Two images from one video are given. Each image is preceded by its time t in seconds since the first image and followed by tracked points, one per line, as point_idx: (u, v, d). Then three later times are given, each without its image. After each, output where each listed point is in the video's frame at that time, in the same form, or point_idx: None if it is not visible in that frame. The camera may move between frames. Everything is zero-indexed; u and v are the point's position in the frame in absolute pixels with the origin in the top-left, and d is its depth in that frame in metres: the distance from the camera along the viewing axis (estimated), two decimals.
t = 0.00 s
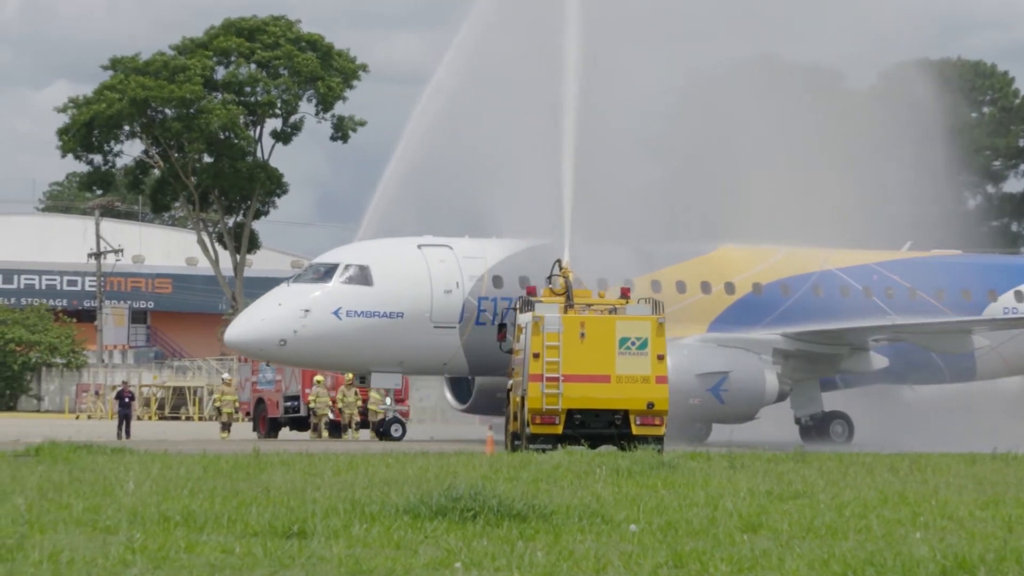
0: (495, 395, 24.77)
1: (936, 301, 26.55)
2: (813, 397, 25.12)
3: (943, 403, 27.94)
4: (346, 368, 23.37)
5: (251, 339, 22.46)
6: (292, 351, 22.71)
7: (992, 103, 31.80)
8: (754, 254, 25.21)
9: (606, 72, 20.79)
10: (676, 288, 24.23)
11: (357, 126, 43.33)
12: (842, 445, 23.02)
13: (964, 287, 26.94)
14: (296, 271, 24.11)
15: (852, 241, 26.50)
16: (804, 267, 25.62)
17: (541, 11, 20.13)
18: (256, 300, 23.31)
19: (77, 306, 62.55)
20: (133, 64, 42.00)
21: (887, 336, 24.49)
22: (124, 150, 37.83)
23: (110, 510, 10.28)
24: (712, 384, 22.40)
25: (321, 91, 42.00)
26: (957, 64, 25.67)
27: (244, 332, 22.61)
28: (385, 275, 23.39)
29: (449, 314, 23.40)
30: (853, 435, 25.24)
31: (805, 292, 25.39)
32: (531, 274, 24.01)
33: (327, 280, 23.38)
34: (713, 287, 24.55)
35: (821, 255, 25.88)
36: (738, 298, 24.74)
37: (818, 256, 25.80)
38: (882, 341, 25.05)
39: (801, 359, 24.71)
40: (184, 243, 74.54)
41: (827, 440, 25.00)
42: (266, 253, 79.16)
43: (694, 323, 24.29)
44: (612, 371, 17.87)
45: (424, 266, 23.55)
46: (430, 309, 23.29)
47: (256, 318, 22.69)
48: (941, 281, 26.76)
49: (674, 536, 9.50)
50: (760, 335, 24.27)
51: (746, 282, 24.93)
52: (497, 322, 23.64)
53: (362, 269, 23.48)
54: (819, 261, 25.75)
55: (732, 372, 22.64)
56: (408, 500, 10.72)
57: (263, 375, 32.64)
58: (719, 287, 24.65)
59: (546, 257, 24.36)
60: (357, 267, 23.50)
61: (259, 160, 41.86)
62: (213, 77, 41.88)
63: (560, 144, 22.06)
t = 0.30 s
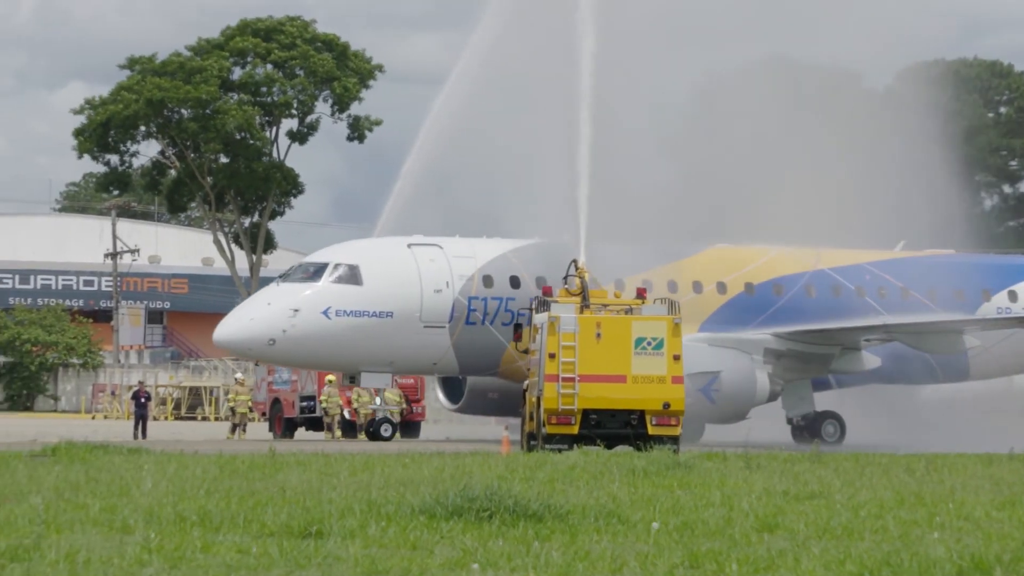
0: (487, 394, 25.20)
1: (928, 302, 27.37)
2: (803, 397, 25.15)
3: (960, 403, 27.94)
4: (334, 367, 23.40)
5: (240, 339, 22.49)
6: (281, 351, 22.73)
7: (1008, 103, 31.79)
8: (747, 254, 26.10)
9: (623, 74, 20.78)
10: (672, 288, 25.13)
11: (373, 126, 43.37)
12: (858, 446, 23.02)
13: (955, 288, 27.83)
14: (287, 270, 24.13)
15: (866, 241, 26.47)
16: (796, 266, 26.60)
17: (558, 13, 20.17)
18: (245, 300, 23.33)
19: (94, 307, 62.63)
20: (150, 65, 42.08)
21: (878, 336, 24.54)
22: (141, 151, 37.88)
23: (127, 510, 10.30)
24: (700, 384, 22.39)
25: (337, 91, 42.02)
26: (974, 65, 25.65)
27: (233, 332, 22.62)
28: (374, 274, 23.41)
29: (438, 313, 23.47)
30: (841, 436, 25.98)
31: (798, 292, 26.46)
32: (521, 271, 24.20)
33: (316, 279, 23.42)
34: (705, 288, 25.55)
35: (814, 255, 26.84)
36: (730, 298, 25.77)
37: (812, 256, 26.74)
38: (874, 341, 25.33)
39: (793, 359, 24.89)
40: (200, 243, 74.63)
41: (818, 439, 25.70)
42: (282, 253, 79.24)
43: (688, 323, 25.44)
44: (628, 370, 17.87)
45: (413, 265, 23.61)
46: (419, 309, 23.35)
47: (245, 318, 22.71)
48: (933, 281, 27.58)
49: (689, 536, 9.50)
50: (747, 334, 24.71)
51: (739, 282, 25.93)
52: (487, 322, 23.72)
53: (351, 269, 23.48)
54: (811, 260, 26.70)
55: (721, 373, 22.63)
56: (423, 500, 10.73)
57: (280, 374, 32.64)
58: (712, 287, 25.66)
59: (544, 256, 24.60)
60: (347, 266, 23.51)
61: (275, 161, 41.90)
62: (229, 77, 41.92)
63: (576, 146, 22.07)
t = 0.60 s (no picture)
0: (479, 395, 25.17)
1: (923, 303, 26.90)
2: (795, 397, 25.27)
3: (976, 404, 27.86)
4: (324, 368, 23.28)
5: (229, 340, 22.33)
6: (269, 352, 22.58)
7: None
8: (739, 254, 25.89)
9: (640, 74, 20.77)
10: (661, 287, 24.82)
11: (389, 126, 43.38)
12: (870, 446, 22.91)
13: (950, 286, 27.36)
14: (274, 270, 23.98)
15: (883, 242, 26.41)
16: (789, 265, 26.47)
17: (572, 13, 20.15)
18: (232, 302, 23.18)
19: (111, 307, 62.71)
20: (167, 65, 42.20)
21: (870, 335, 24.81)
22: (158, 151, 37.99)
23: (144, 510, 10.32)
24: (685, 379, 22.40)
25: (353, 92, 42.03)
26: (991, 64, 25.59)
27: (220, 332, 22.46)
28: (363, 274, 23.33)
29: (428, 313, 23.41)
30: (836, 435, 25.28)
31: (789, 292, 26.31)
32: (512, 271, 24.22)
33: (305, 279, 23.29)
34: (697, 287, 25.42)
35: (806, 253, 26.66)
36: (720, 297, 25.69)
37: (804, 254, 26.60)
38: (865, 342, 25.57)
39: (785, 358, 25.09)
40: (217, 244, 74.71)
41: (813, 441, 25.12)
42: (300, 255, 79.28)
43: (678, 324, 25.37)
44: (645, 371, 17.87)
45: (403, 264, 23.56)
46: (409, 309, 23.30)
47: (234, 318, 22.56)
48: (928, 279, 27.12)
49: (706, 537, 9.49)
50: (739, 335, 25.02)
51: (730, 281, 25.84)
52: (477, 322, 23.68)
53: (341, 269, 23.38)
54: (804, 261, 26.54)
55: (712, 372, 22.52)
56: (440, 500, 10.74)
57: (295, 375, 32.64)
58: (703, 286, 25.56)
59: (535, 255, 24.59)
60: (336, 266, 23.41)
61: (292, 161, 41.91)
62: (246, 78, 41.96)
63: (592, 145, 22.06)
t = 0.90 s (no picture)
0: (473, 395, 24.98)
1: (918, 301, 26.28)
2: (788, 397, 24.70)
3: (995, 404, 27.73)
4: (316, 367, 23.20)
5: (220, 339, 22.25)
6: (260, 351, 22.51)
7: None
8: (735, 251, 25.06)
9: (659, 74, 20.75)
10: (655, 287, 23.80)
11: (407, 126, 43.42)
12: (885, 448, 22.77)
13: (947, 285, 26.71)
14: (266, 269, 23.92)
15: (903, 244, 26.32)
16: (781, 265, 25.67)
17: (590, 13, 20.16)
18: (223, 302, 23.11)
19: (130, 307, 62.77)
20: (186, 65, 42.37)
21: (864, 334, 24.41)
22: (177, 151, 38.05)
23: (163, 510, 10.33)
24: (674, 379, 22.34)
25: (371, 92, 42.01)
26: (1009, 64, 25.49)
27: (211, 331, 22.38)
28: (353, 272, 23.29)
29: (420, 313, 23.34)
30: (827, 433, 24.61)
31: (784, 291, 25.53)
32: (503, 270, 24.21)
33: (296, 279, 23.24)
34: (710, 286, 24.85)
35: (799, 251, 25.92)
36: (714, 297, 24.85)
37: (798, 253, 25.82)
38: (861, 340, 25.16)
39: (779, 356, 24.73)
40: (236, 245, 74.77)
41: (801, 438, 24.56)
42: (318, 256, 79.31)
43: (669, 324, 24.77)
44: (663, 371, 17.87)
45: (394, 264, 23.49)
46: (400, 308, 23.22)
47: (224, 318, 22.48)
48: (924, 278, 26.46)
49: (724, 538, 9.47)
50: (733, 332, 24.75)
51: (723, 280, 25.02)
52: (469, 322, 23.64)
53: (332, 268, 23.34)
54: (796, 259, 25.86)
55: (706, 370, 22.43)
56: (457, 500, 10.74)
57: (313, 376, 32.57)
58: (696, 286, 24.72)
59: (523, 256, 24.62)
60: (327, 266, 23.36)
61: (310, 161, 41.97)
62: (265, 79, 42.01)
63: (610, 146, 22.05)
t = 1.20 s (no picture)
0: (471, 395, 25.01)
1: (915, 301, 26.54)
2: (787, 398, 24.71)
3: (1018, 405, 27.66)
4: (312, 367, 23.30)
5: (214, 339, 22.40)
6: (255, 351, 22.64)
7: None
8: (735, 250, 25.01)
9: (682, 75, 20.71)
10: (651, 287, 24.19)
11: (430, 127, 43.45)
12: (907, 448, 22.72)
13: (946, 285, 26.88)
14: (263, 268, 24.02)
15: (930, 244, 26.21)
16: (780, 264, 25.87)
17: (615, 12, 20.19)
18: (219, 301, 23.23)
19: (154, 308, 62.84)
20: (210, 66, 42.57)
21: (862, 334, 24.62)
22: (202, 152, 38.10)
23: (187, 510, 10.36)
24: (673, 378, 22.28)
25: (395, 93, 42.01)
26: None
27: (206, 331, 22.53)
28: (350, 272, 23.37)
29: (416, 313, 23.41)
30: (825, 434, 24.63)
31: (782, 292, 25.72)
32: (500, 270, 24.21)
33: (291, 278, 23.34)
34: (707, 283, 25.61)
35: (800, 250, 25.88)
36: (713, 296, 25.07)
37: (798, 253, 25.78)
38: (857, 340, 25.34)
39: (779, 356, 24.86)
40: (259, 245, 74.83)
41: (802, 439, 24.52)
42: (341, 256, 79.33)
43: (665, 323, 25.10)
44: (687, 371, 17.86)
45: (391, 263, 23.57)
46: (396, 308, 23.30)
47: (219, 318, 22.61)
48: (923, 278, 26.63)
49: (748, 539, 9.43)
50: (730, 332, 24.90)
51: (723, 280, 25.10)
52: (466, 322, 23.64)
53: (328, 268, 23.43)
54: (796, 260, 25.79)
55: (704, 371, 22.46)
56: (481, 501, 10.73)
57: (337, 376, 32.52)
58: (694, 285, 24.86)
59: (520, 256, 24.61)
60: (323, 265, 23.45)
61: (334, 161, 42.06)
62: (289, 79, 42.06)
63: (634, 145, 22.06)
